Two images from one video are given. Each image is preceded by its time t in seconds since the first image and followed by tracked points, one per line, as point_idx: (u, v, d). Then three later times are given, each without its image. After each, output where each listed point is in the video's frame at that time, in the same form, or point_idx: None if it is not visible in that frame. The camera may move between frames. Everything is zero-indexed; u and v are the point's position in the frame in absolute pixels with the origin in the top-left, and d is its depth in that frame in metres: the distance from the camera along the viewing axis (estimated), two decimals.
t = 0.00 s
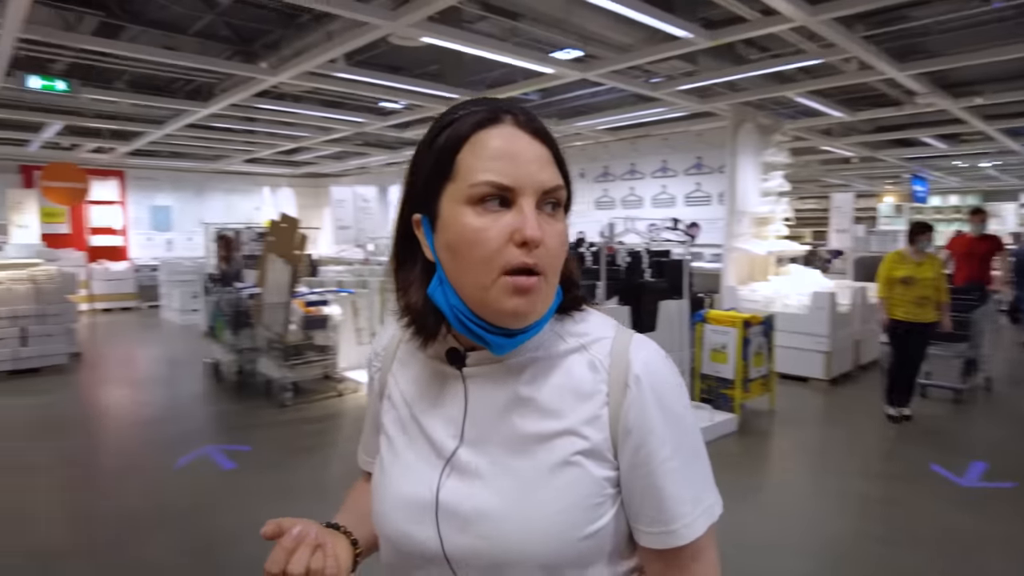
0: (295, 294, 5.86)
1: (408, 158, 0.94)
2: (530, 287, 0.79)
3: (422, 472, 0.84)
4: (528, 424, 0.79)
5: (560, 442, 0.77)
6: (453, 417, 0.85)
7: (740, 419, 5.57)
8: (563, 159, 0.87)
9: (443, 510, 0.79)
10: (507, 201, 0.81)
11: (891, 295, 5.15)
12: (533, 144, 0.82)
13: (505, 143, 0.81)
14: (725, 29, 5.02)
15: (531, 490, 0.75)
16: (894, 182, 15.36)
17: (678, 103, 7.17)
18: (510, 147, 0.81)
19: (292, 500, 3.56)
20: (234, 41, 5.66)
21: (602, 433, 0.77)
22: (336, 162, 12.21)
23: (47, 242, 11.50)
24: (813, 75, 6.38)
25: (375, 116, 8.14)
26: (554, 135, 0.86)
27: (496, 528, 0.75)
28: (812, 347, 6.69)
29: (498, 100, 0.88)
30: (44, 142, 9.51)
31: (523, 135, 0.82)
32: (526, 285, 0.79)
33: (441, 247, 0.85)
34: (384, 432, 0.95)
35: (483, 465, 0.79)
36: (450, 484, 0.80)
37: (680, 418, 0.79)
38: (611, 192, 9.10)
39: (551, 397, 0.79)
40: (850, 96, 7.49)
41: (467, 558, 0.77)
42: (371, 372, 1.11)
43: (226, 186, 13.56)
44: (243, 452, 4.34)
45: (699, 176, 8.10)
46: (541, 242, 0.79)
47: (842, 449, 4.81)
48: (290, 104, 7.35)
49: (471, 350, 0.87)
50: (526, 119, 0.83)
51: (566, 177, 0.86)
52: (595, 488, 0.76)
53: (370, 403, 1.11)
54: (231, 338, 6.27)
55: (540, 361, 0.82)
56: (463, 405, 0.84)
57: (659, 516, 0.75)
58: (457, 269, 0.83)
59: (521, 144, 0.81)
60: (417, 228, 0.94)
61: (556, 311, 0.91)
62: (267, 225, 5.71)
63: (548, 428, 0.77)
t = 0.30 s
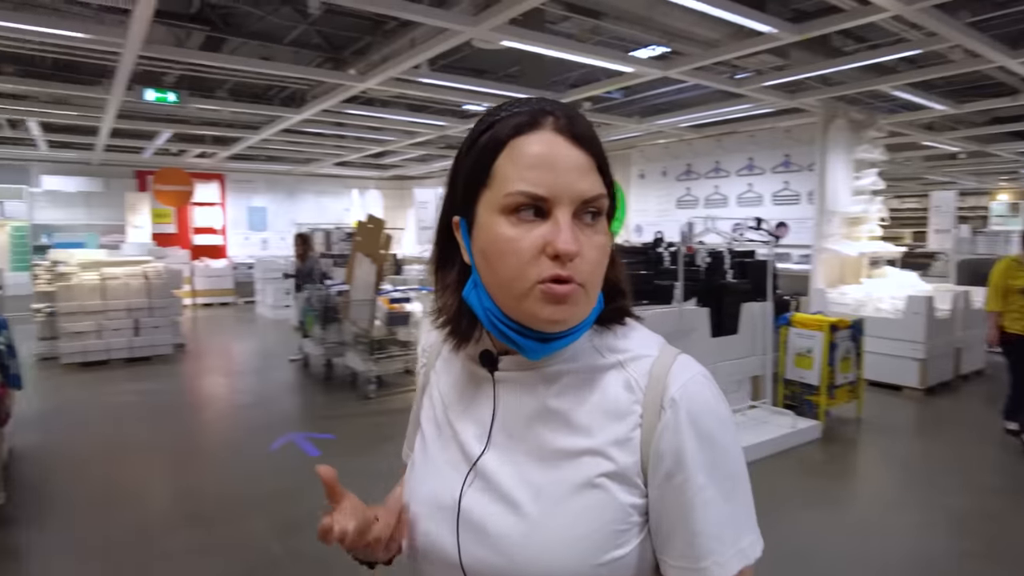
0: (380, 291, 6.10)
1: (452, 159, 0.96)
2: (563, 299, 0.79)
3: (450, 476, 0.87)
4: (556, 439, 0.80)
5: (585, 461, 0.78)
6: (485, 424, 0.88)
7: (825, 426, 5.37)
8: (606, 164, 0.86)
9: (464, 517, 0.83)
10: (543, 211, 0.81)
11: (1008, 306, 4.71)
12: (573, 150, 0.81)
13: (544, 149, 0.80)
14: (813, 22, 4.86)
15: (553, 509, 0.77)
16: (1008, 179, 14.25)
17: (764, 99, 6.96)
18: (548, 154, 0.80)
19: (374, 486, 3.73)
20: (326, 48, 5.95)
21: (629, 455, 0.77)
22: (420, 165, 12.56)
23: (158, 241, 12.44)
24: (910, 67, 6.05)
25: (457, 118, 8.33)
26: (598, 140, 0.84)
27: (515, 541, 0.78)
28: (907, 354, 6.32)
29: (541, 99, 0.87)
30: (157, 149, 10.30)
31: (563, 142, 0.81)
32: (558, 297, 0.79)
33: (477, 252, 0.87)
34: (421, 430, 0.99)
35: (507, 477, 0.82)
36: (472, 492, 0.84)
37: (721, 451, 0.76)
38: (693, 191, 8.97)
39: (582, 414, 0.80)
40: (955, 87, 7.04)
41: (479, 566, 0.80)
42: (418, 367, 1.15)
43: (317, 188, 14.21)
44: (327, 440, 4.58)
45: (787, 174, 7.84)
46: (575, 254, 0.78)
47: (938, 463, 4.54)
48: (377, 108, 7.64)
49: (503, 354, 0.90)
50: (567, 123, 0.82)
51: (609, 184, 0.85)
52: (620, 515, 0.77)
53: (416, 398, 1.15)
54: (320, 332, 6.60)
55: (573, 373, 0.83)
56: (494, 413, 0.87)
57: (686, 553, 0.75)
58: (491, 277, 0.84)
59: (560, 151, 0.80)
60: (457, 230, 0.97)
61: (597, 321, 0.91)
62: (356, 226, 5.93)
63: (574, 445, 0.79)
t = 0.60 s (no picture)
0: (443, 289, 6.27)
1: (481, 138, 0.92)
2: (582, 293, 0.76)
3: (460, 470, 0.86)
4: (571, 436, 0.80)
5: (599, 459, 0.77)
6: (498, 418, 0.87)
7: (894, 432, 5.19)
8: (639, 155, 0.81)
9: (470, 512, 0.82)
10: (567, 201, 0.78)
11: None
12: (605, 138, 0.77)
13: (573, 137, 0.76)
14: (883, 15, 4.70)
15: (564, 507, 0.76)
16: None
17: (834, 95, 6.74)
18: (578, 142, 0.76)
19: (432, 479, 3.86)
20: (396, 52, 6.21)
21: (646, 456, 0.76)
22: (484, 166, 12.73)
23: (236, 240, 13.11)
24: (993, 59, 5.75)
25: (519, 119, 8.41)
26: (633, 130, 0.80)
27: (522, 537, 0.76)
28: (987, 360, 6.01)
29: (577, 83, 0.82)
30: (235, 153, 10.86)
31: (595, 130, 0.77)
32: (577, 291, 0.76)
33: (497, 239, 0.84)
34: (432, 422, 0.98)
35: (519, 473, 0.80)
36: (483, 487, 0.82)
37: (743, 459, 0.75)
38: (761, 189, 8.82)
39: (599, 413, 0.80)
40: None
41: (483, 562, 0.78)
42: (432, 358, 1.15)
43: (385, 189, 14.62)
44: (391, 431, 4.77)
45: (860, 171, 7.56)
46: (598, 247, 0.75)
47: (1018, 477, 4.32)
48: (442, 111, 7.82)
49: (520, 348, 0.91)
50: (601, 110, 0.78)
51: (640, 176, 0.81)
52: (633, 518, 0.76)
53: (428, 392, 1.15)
54: (385, 328, 6.84)
55: (590, 371, 0.83)
56: (508, 408, 0.87)
57: (701, 559, 0.74)
58: (509, 265, 0.82)
59: (589, 140, 0.76)
60: (480, 215, 0.96)
61: (619, 319, 0.92)
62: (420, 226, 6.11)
63: (590, 444, 0.78)
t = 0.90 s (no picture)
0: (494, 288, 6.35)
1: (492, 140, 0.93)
2: (575, 296, 0.76)
3: (466, 473, 0.81)
4: (585, 440, 0.77)
5: (616, 464, 0.74)
6: (508, 421, 0.83)
7: (958, 440, 4.98)
8: (642, 160, 0.80)
9: (485, 520, 0.77)
10: (564, 204, 0.78)
11: None
12: (604, 142, 0.77)
13: (573, 139, 0.76)
14: (951, 5, 4.50)
15: (581, 513, 0.73)
16: None
17: (900, 89, 6.47)
18: (577, 144, 0.76)
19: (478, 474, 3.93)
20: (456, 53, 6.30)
21: (661, 460, 0.75)
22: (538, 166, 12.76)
23: (298, 239, 13.57)
24: None
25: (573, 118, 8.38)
26: (636, 132, 0.79)
27: (538, 543, 0.72)
28: None
29: (582, 86, 0.82)
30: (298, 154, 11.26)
31: (595, 132, 0.76)
32: (570, 294, 0.76)
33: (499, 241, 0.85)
34: (432, 425, 0.92)
35: (533, 477, 0.77)
36: (495, 493, 0.78)
37: (754, 461, 0.75)
38: (822, 187, 8.49)
39: (615, 416, 0.77)
40: None
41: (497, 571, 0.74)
42: (429, 359, 1.08)
43: (441, 189, 14.86)
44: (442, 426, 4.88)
45: (928, 168, 7.28)
46: (592, 250, 0.75)
47: None
48: (496, 111, 7.90)
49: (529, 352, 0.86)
50: (602, 114, 0.77)
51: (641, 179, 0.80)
52: (649, 522, 0.74)
53: (422, 394, 1.09)
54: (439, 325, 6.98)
55: (602, 374, 0.81)
56: (518, 410, 0.83)
57: (709, 560, 0.73)
58: (507, 267, 0.82)
59: (587, 142, 0.76)
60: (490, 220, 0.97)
61: (627, 325, 0.88)
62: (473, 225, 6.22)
63: (606, 448, 0.75)
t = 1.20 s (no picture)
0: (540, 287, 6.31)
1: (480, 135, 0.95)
2: (537, 287, 0.79)
3: (451, 458, 0.81)
4: (571, 423, 0.79)
5: (603, 444, 0.77)
6: (491, 406, 0.83)
7: None
8: (613, 156, 0.81)
9: (475, 503, 0.77)
10: (530, 198, 0.80)
11: None
12: (570, 139, 0.78)
13: (539, 136, 0.78)
14: None
15: (571, 492, 0.75)
16: None
17: (964, 81, 6.18)
18: (541, 143, 0.78)
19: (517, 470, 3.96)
20: (506, 52, 6.29)
21: (646, 442, 0.78)
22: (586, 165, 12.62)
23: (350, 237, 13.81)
24: None
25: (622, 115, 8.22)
26: (604, 130, 0.80)
27: (529, 522, 0.74)
28: None
29: (558, 84, 0.83)
30: (350, 155, 11.49)
31: (561, 131, 0.78)
32: (533, 285, 0.79)
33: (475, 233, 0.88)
34: (411, 413, 0.91)
35: (520, 460, 0.78)
36: (481, 476, 0.78)
37: (729, 439, 0.82)
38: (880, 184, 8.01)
39: (598, 400, 0.80)
40: None
41: (489, 550, 0.75)
42: (403, 350, 1.04)
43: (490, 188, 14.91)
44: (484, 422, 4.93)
45: (996, 162, 6.76)
46: (553, 245, 0.78)
47: None
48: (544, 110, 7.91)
49: (512, 340, 0.86)
50: (571, 112, 0.79)
51: (610, 175, 0.81)
52: (634, 499, 0.77)
53: (394, 383, 1.05)
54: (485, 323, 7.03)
55: (584, 361, 0.82)
56: (502, 397, 0.83)
57: (700, 532, 0.78)
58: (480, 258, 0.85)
59: (551, 139, 0.78)
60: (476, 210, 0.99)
61: (604, 317, 0.89)
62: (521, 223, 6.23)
63: (591, 430, 0.78)
